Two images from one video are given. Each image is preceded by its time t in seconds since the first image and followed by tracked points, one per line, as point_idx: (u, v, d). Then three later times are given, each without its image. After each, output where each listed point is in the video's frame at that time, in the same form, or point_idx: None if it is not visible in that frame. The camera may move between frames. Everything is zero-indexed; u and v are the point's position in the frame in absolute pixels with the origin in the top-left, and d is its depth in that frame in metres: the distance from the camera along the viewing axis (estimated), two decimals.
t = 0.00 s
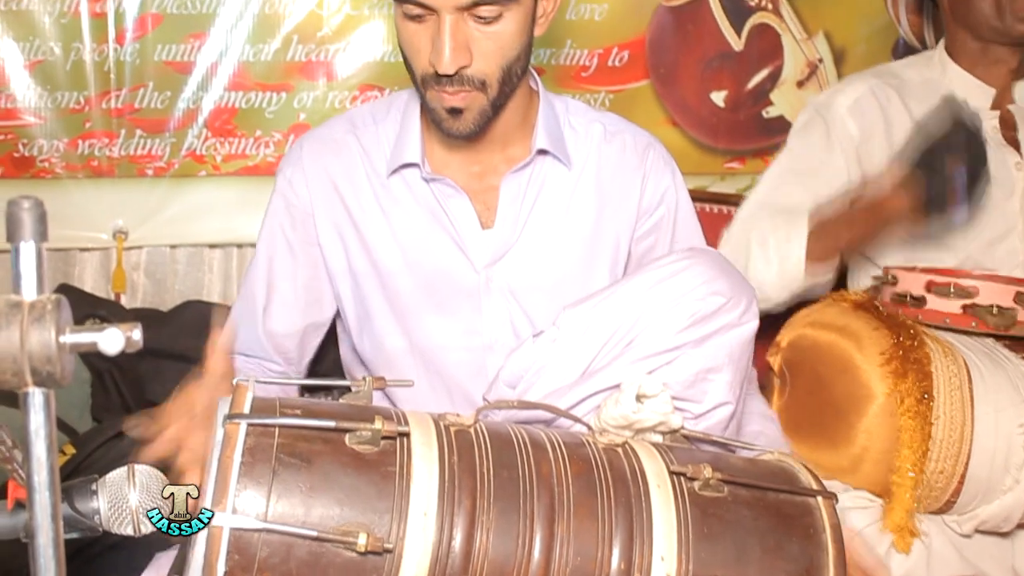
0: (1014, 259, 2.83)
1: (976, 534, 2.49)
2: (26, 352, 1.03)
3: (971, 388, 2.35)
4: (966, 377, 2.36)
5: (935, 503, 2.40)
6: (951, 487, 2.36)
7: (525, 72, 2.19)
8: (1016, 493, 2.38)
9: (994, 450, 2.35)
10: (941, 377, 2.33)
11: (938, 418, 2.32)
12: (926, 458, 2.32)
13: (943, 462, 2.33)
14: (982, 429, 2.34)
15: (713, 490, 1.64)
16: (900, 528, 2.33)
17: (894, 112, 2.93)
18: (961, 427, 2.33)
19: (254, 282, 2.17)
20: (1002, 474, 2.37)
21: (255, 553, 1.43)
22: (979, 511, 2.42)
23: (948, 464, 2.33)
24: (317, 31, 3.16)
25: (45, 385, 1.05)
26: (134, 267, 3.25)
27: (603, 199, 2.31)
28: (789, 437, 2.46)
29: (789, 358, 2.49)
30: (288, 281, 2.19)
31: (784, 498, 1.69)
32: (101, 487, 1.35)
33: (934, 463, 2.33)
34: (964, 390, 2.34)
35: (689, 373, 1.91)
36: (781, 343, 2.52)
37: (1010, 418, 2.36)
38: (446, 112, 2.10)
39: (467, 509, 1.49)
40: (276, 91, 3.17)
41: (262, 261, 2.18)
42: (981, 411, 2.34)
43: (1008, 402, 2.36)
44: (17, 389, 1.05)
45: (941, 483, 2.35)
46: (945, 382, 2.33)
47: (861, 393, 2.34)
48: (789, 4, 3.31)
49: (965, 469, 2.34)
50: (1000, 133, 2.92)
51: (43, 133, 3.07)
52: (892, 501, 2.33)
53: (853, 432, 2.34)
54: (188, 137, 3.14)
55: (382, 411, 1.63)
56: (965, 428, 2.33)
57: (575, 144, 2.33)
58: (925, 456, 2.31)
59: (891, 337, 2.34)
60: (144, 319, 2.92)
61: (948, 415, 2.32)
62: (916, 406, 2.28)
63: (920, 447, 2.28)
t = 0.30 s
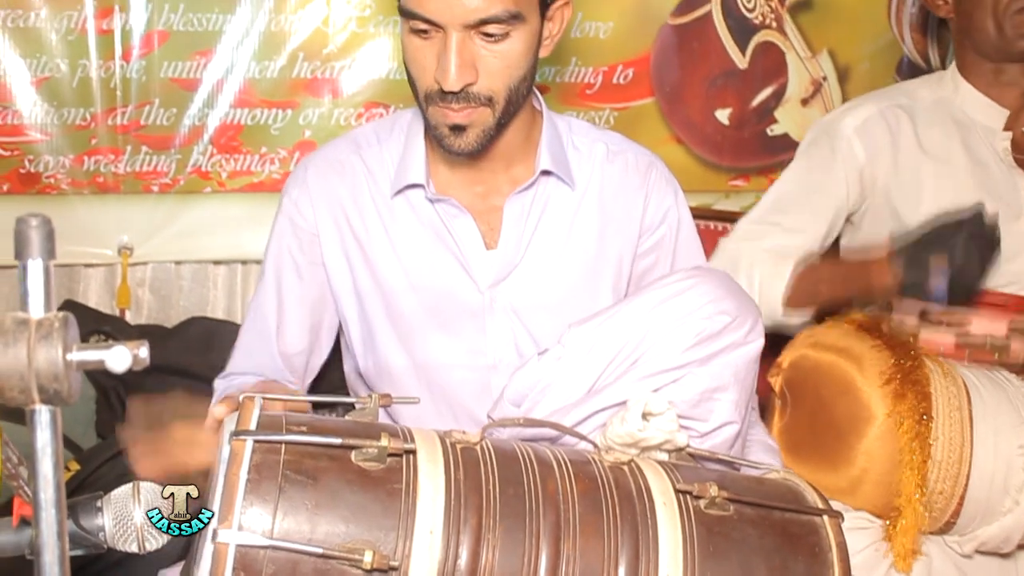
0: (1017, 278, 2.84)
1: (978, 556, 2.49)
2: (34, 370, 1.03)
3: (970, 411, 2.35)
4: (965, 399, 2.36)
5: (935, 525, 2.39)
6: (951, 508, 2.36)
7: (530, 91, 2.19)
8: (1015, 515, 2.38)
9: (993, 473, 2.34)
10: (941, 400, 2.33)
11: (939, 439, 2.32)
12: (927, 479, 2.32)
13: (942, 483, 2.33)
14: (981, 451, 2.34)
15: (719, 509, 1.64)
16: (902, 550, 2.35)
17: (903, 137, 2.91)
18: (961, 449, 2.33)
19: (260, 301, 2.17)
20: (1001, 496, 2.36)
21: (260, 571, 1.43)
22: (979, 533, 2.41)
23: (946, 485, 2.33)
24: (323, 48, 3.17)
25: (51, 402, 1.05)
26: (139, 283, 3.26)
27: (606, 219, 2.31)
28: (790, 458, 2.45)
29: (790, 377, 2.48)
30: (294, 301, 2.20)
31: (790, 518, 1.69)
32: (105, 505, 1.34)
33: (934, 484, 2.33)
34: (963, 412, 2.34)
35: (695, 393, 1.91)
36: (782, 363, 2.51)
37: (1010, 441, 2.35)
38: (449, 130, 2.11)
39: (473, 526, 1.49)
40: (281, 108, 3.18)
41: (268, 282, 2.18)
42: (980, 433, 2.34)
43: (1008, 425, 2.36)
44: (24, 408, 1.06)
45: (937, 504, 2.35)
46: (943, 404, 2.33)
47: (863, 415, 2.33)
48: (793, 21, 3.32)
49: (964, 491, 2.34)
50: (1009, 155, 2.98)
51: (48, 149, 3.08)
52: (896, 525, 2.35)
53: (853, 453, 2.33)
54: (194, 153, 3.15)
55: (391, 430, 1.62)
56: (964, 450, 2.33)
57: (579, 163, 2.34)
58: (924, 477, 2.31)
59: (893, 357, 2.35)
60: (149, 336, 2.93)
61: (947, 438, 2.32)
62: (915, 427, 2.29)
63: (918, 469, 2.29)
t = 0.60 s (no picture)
0: (1019, 296, 2.86)
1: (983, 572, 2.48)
2: (39, 389, 1.04)
3: (977, 425, 2.36)
4: (972, 414, 2.37)
5: (941, 540, 2.39)
6: (958, 523, 2.36)
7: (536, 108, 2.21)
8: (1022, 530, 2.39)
9: (1001, 484, 2.35)
10: (949, 415, 2.34)
11: (946, 454, 2.32)
12: (933, 494, 2.32)
13: (948, 497, 2.33)
14: (988, 465, 2.35)
15: (722, 527, 1.64)
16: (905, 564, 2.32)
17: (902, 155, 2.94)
18: (967, 463, 2.33)
19: (262, 314, 2.18)
20: (1008, 511, 2.37)
21: None
22: (984, 549, 2.41)
23: (953, 500, 2.34)
24: (328, 66, 3.19)
25: (56, 422, 1.06)
26: (144, 300, 3.28)
27: (610, 237, 2.33)
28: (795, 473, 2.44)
29: (796, 391, 2.48)
30: (296, 315, 2.21)
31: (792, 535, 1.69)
32: (110, 523, 1.35)
33: (940, 499, 2.32)
34: (971, 426, 2.35)
35: (696, 410, 1.92)
36: (788, 377, 2.51)
37: (1016, 454, 2.37)
38: (454, 137, 2.10)
39: (475, 544, 1.50)
40: (287, 125, 3.20)
41: (271, 295, 2.19)
42: (988, 447, 2.35)
43: (1014, 438, 2.38)
44: (30, 426, 1.07)
45: (941, 519, 2.35)
46: (952, 418, 2.34)
47: (869, 428, 2.33)
48: (797, 38, 3.34)
49: (971, 505, 2.34)
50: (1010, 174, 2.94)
51: (54, 167, 3.10)
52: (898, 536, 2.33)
53: (859, 466, 2.33)
54: (199, 171, 3.17)
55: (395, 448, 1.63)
56: (971, 464, 2.33)
57: (584, 182, 2.35)
58: (930, 492, 2.31)
59: (900, 372, 2.35)
60: (154, 353, 2.95)
61: (955, 453, 2.33)
62: (921, 441, 2.30)
63: (923, 482, 2.29)
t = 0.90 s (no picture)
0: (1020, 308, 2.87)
1: None
2: (42, 403, 1.04)
3: (984, 441, 2.36)
4: (980, 429, 2.37)
5: (949, 556, 2.39)
6: (966, 539, 2.36)
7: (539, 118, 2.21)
8: None
9: (1012, 499, 2.36)
10: (956, 430, 2.34)
11: (956, 469, 2.32)
12: (942, 511, 2.32)
13: (957, 514, 2.33)
14: (997, 480, 2.35)
15: (727, 542, 1.63)
16: None
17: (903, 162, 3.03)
18: (976, 480, 2.34)
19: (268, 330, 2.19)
20: (1017, 527, 2.39)
21: None
22: (994, 564, 2.42)
23: (964, 515, 2.34)
24: (331, 79, 3.20)
25: (59, 435, 1.05)
26: (147, 313, 3.27)
27: (614, 248, 2.32)
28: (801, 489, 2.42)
29: (802, 407, 2.47)
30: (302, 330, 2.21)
31: (798, 550, 1.68)
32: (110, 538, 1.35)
33: (950, 515, 2.33)
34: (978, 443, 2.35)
35: (701, 423, 1.91)
36: (793, 392, 2.50)
37: None
38: (471, 135, 2.12)
39: (480, 558, 1.49)
40: (290, 138, 3.20)
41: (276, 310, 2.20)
42: (996, 463, 2.36)
43: (1022, 453, 2.38)
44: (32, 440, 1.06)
45: (954, 535, 2.35)
46: (960, 433, 2.34)
47: (876, 444, 2.33)
48: (801, 52, 3.34)
49: (979, 522, 2.35)
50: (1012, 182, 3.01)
51: (57, 180, 3.11)
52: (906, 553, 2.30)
53: (866, 483, 2.32)
54: (202, 184, 3.18)
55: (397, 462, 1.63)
56: (980, 479, 2.34)
57: (587, 192, 2.35)
58: (936, 508, 2.30)
59: (906, 387, 2.34)
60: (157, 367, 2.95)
61: (964, 468, 2.33)
62: (931, 457, 2.29)
63: (931, 497, 2.28)
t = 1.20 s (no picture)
0: None
1: None
2: (45, 419, 1.04)
3: (983, 458, 2.35)
4: (978, 446, 2.36)
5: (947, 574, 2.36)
6: (965, 555, 2.34)
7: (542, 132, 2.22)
8: None
9: (1009, 517, 2.34)
10: (954, 446, 2.33)
11: (953, 485, 2.31)
12: (940, 527, 2.30)
13: (955, 530, 2.32)
14: (995, 497, 2.33)
15: (732, 557, 1.63)
16: None
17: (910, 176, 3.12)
18: (974, 497, 2.32)
19: (272, 345, 2.18)
20: (1015, 544, 2.36)
21: None
22: None
23: (961, 532, 2.32)
24: (334, 93, 3.21)
25: (61, 451, 1.05)
26: (149, 327, 3.27)
27: (615, 261, 2.32)
28: (803, 504, 2.41)
29: (801, 423, 2.46)
30: (306, 346, 2.21)
31: (803, 566, 1.67)
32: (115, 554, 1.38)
33: (948, 531, 2.31)
34: (977, 459, 2.34)
35: (706, 438, 1.90)
36: (793, 409, 2.48)
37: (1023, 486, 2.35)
38: (483, 135, 2.12)
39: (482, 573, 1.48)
40: (293, 152, 3.21)
41: (280, 326, 2.19)
42: (995, 481, 2.34)
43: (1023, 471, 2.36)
44: (36, 455, 1.06)
45: (952, 551, 2.33)
46: (958, 451, 2.33)
47: (876, 461, 2.32)
48: (804, 66, 3.34)
49: (978, 538, 2.33)
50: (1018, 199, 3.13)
51: (61, 194, 3.11)
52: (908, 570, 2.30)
53: (865, 500, 2.32)
54: (206, 198, 3.18)
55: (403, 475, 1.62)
56: (977, 496, 2.32)
57: (587, 206, 2.35)
58: (937, 525, 2.29)
59: (906, 404, 2.34)
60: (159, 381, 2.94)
61: (961, 484, 2.31)
62: (928, 473, 2.28)
63: (932, 515, 2.27)
